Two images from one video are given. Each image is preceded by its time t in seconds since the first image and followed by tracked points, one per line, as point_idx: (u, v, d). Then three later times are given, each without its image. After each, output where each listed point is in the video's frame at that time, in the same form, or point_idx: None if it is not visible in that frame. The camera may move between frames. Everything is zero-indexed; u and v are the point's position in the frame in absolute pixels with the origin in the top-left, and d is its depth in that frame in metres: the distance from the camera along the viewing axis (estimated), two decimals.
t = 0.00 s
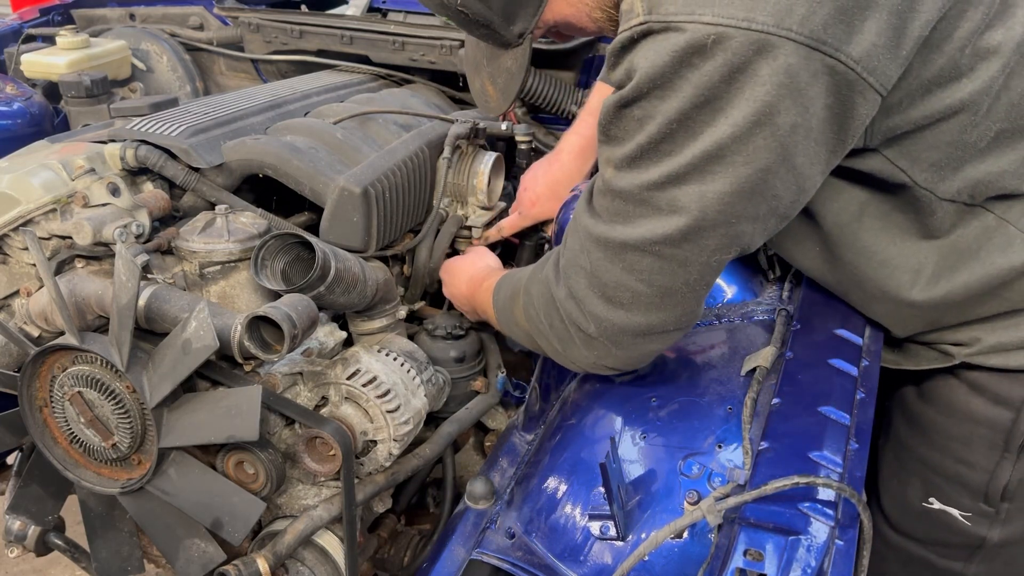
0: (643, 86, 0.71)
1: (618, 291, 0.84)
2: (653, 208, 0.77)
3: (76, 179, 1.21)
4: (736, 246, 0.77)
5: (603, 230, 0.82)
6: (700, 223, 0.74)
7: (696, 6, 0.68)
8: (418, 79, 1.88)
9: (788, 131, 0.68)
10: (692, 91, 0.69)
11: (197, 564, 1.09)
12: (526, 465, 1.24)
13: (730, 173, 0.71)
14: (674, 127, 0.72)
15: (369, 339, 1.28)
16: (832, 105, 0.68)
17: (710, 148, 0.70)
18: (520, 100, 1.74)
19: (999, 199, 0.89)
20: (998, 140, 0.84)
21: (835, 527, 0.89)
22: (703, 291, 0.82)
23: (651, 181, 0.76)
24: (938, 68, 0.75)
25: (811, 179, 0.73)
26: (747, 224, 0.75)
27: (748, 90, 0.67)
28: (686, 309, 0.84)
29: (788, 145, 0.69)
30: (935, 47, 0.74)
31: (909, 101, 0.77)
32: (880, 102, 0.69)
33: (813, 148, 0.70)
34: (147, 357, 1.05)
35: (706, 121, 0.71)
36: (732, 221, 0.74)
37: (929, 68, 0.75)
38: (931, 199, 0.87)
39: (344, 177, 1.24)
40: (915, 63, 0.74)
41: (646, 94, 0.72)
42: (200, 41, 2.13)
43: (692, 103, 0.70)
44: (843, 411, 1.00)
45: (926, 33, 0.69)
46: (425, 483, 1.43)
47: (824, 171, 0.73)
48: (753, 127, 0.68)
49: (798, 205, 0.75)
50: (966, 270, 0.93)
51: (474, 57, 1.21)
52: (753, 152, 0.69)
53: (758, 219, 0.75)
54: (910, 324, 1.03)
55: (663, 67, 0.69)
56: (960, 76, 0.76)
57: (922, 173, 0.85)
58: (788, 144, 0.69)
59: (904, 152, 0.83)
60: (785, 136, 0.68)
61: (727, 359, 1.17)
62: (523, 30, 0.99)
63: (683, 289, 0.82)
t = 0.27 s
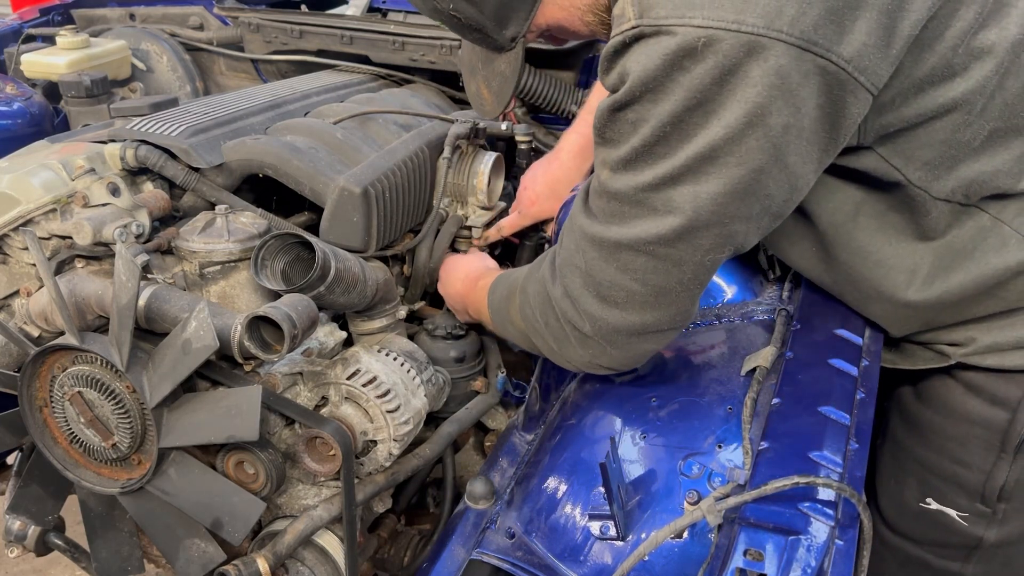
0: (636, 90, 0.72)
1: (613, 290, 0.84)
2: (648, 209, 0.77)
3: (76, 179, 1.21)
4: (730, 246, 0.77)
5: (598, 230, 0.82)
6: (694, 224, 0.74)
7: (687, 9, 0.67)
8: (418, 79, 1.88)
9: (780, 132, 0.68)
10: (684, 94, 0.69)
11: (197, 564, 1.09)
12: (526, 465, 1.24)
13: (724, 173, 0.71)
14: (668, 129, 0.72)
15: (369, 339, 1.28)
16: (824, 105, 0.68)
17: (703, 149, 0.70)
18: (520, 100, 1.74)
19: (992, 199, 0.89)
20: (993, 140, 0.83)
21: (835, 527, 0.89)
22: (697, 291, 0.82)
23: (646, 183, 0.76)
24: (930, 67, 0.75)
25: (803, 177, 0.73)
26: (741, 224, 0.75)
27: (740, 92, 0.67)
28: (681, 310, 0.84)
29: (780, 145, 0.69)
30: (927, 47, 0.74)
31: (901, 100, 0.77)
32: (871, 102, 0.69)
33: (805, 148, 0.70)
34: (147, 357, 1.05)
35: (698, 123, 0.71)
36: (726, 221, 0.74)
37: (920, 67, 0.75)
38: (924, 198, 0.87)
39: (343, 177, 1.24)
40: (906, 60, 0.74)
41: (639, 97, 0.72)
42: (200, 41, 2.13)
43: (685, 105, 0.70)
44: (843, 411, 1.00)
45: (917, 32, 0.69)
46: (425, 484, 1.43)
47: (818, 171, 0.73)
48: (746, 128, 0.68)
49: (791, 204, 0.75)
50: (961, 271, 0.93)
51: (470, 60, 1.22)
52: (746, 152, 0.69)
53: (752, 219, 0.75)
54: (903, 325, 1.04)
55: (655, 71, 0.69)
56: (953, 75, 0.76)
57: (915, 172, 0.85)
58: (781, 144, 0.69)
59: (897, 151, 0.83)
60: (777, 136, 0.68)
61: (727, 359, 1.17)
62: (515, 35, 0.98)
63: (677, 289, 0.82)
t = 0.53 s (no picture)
0: (630, 100, 0.72)
1: (606, 296, 0.84)
2: (642, 217, 0.77)
3: (76, 179, 1.21)
4: (723, 252, 0.77)
5: (593, 236, 0.83)
6: (687, 231, 0.74)
7: (678, 22, 0.67)
8: (418, 78, 1.88)
9: (772, 142, 0.68)
10: (677, 104, 0.69)
11: (197, 564, 1.09)
12: (526, 465, 1.24)
13: (718, 181, 0.71)
14: (661, 139, 0.72)
15: (369, 339, 1.28)
16: (816, 114, 0.68)
17: (696, 159, 0.70)
18: (520, 100, 1.74)
19: (988, 202, 0.89)
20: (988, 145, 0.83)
21: (835, 527, 0.89)
22: (690, 295, 0.82)
23: (640, 191, 0.76)
24: (922, 73, 0.75)
25: (796, 185, 0.72)
26: (734, 231, 0.75)
27: (732, 103, 0.67)
28: (672, 314, 0.84)
29: (772, 155, 0.69)
30: (918, 54, 0.74)
31: (893, 106, 0.77)
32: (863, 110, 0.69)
33: (798, 157, 0.70)
34: (147, 357, 1.05)
35: (691, 132, 0.71)
36: (718, 229, 0.74)
37: (912, 74, 0.75)
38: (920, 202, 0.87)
39: (343, 177, 1.24)
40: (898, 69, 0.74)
41: (633, 106, 0.72)
42: (200, 41, 2.13)
43: (677, 116, 0.70)
44: (843, 411, 1.00)
45: (908, 41, 0.69)
46: (425, 483, 1.43)
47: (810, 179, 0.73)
48: (737, 138, 0.68)
49: (783, 211, 0.75)
50: (959, 273, 0.93)
51: (464, 68, 1.21)
52: (738, 161, 0.69)
53: (745, 224, 0.75)
54: (902, 327, 1.04)
55: (648, 82, 0.69)
56: (945, 81, 0.76)
57: (909, 176, 0.85)
58: (773, 153, 0.69)
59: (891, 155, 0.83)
60: (769, 146, 0.68)
61: (727, 359, 1.17)
62: (509, 44, 0.97)
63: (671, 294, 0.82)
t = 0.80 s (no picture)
0: (629, 107, 0.71)
1: (597, 295, 0.84)
2: (638, 221, 0.78)
3: (76, 179, 1.21)
4: (716, 255, 0.77)
5: (588, 237, 0.82)
6: (682, 235, 0.74)
7: (677, 31, 0.67)
8: (418, 78, 1.88)
9: (770, 149, 0.68)
10: (676, 112, 0.69)
11: (197, 564, 1.09)
12: (526, 466, 1.24)
13: (714, 187, 0.71)
14: (659, 145, 0.72)
15: (369, 339, 1.28)
16: (815, 122, 0.68)
17: (693, 166, 0.70)
18: (519, 100, 1.74)
19: (986, 204, 0.88)
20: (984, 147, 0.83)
21: (835, 527, 0.89)
22: (682, 297, 0.82)
23: (638, 196, 0.76)
24: (920, 79, 0.75)
25: (792, 191, 0.73)
26: (727, 235, 0.75)
27: (731, 110, 0.67)
28: (665, 315, 0.84)
29: (769, 162, 0.69)
30: (914, 59, 0.74)
31: (892, 111, 0.77)
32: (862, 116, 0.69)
33: (795, 163, 0.70)
34: (147, 357, 1.05)
35: (690, 140, 0.71)
36: (712, 233, 0.74)
37: (910, 79, 0.75)
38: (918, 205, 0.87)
39: (344, 177, 1.24)
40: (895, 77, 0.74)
41: (632, 113, 0.72)
42: (200, 41, 2.13)
43: (676, 123, 0.69)
44: (844, 411, 1.00)
45: (905, 47, 0.69)
46: (425, 484, 1.43)
47: (806, 185, 0.74)
48: (735, 146, 0.68)
49: (779, 215, 0.75)
50: (957, 275, 0.93)
51: (457, 80, 1.18)
52: (736, 167, 0.69)
53: (739, 229, 0.75)
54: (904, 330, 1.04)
55: (648, 90, 0.69)
56: (942, 85, 0.76)
57: (908, 180, 0.85)
58: (770, 160, 0.69)
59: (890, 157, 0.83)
60: (768, 153, 0.68)
61: (727, 358, 1.17)
62: (503, 57, 0.96)
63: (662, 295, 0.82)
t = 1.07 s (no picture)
0: (622, 114, 0.71)
1: (594, 302, 0.84)
2: (634, 227, 0.78)
3: (76, 179, 1.21)
4: (713, 258, 0.77)
5: (586, 245, 0.83)
6: (678, 241, 0.74)
7: (667, 36, 0.67)
8: (418, 78, 1.88)
9: (764, 153, 0.68)
10: (669, 117, 0.69)
11: (197, 564, 1.09)
12: (526, 465, 1.24)
13: (710, 192, 0.71)
14: (653, 152, 0.72)
15: (369, 339, 1.28)
16: (807, 125, 0.68)
17: (687, 172, 0.70)
18: (519, 100, 1.74)
19: (978, 204, 0.90)
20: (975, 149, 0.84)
21: (835, 527, 0.89)
22: (679, 302, 0.82)
23: (634, 203, 0.76)
24: (910, 80, 0.75)
25: (788, 195, 0.73)
26: (723, 239, 0.75)
27: (723, 114, 0.67)
28: (664, 321, 0.84)
29: (763, 164, 0.69)
30: (906, 61, 0.74)
31: (885, 113, 0.77)
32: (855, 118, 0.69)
33: (790, 166, 0.70)
34: (148, 357, 1.05)
35: (683, 144, 0.71)
36: (708, 238, 0.74)
37: (901, 81, 0.75)
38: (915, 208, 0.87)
39: (343, 177, 1.24)
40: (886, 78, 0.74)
41: (625, 120, 0.72)
42: (200, 41, 2.13)
43: (670, 129, 0.70)
44: (844, 411, 1.00)
45: (896, 47, 0.69)
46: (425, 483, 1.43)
47: (803, 189, 0.74)
48: (728, 150, 0.68)
49: (775, 220, 0.76)
50: (952, 278, 0.93)
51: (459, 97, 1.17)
52: (730, 172, 0.69)
53: (735, 234, 0.75)
54: (894, 332, 1.03)
55: (640, 96, 0.69)
56: (935, 84, 0.76)
57: (903, 183, 0.85)
58: (764, 164, 0.69)
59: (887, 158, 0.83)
60: (761, 155, 0.68)
61: (727, 358, 1.17)
62: (496, 77, 1.01)
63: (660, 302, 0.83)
